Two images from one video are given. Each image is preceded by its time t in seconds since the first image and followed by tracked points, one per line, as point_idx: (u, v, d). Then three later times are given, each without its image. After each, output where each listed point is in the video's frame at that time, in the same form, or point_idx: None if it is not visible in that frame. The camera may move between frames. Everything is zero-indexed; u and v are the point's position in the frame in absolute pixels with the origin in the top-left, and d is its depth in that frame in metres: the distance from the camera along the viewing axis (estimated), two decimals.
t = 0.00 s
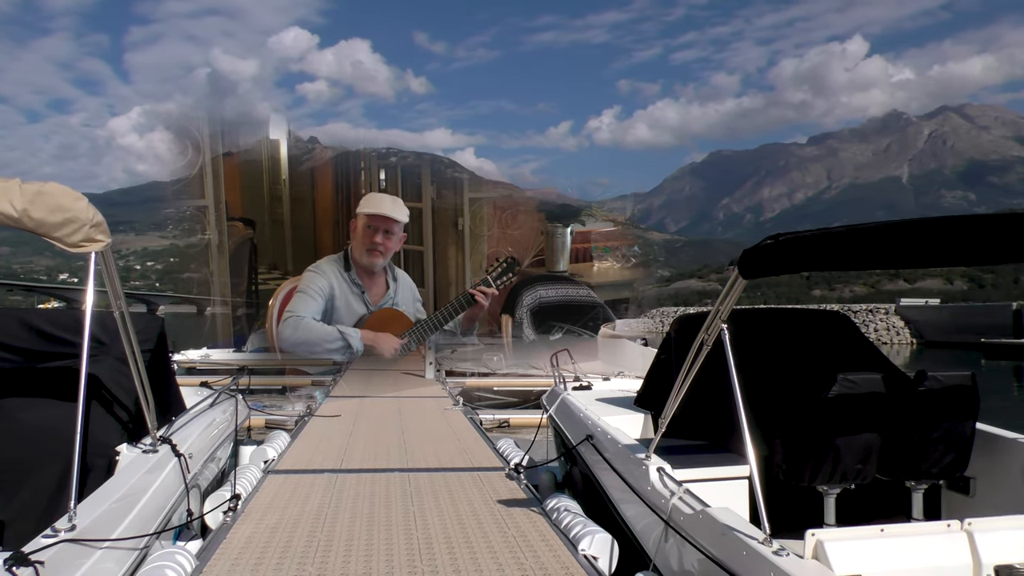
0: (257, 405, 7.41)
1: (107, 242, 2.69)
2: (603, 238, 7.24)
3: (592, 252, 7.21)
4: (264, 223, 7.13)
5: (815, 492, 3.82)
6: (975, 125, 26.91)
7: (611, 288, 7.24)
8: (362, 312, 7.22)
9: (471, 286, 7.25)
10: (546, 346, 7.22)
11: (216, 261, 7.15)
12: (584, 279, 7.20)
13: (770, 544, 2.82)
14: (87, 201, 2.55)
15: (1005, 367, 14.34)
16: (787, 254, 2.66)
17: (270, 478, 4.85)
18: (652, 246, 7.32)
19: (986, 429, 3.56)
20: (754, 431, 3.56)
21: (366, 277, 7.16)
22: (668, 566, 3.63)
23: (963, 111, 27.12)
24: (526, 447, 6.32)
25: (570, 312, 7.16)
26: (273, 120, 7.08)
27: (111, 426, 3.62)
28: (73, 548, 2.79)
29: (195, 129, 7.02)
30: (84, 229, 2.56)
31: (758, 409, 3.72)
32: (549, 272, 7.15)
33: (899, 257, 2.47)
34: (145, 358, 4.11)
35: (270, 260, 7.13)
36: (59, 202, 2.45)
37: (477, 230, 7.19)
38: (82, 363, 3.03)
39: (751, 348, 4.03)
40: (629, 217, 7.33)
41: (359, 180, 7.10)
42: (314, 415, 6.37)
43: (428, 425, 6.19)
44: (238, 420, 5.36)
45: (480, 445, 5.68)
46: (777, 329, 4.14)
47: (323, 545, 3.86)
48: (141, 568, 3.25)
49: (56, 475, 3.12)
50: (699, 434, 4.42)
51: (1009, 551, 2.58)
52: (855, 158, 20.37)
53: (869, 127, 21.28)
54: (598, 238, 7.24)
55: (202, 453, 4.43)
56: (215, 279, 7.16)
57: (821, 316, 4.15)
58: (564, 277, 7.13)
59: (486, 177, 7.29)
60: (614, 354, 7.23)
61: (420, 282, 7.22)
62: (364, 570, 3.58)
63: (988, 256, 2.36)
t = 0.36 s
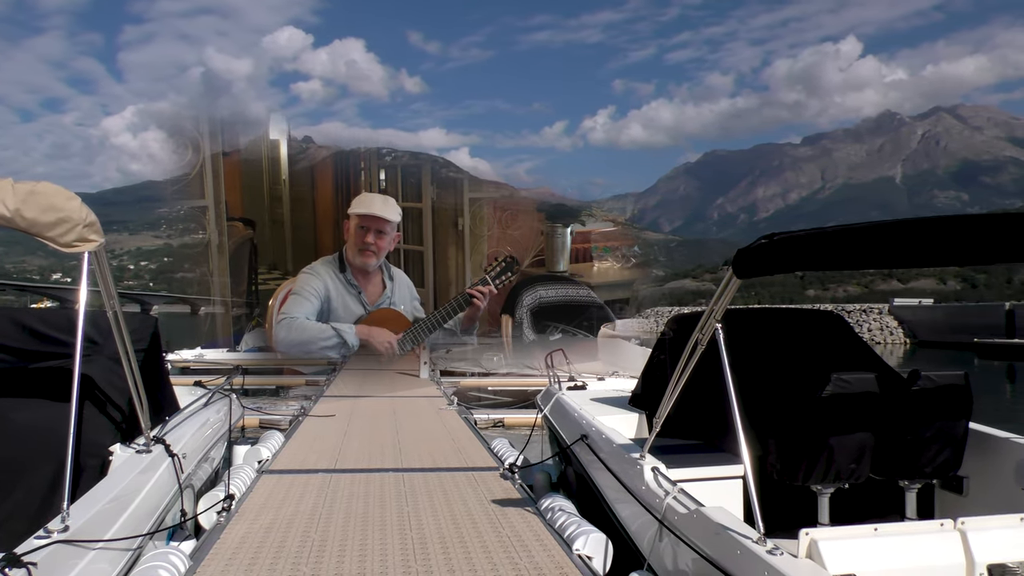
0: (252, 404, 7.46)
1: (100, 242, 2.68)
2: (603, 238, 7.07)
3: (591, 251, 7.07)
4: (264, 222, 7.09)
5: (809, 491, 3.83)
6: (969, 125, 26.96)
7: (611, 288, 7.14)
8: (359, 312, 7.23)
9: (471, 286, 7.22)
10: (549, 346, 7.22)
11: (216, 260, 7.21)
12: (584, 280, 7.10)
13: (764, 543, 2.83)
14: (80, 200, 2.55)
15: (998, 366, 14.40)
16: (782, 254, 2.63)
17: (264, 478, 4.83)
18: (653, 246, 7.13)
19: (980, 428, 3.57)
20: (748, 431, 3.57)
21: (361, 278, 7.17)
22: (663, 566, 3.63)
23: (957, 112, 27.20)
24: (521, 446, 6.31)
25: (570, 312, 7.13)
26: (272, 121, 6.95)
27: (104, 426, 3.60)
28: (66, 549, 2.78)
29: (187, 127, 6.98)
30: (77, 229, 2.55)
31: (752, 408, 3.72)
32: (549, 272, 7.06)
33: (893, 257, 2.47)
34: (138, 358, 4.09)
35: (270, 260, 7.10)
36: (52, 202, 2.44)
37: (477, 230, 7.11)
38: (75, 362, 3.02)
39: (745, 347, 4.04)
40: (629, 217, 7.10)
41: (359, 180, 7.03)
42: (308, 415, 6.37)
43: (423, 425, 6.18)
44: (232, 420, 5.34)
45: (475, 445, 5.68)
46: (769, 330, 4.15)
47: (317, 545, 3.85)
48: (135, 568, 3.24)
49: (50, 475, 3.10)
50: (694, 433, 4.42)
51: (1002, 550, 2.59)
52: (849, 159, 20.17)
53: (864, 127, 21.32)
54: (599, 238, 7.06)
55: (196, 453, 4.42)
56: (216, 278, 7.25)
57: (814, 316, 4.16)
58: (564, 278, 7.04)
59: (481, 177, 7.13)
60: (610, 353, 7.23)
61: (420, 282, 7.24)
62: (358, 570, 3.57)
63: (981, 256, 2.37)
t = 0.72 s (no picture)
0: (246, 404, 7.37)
1: (93, 241, 2.67)
2: (603, 238, 7.21)
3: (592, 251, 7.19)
4: (264, 219, 7.05)
5: (802, 490, 3.84)
6: (957, 125, 26.98)
7: (611, 288, 7.25)
8: (359, 312, 7.11)
9: (471, 286, 7.17)
10: (548, 345, 7.22)
11: (216, 261, 7.10)
12: (584, 279, 7.20)
13: (758, 542, 2.84)
14: (72, 199, 2.54)
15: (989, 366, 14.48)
16: (776, 254, 2.63)
17: (257, 478, 4.81)
18: (653, 246, 7.32)
19: (972, 428, 3.57)
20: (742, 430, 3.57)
21: (361, 279, 7.06)
22: (657, 565, 3.63)
23: (949, 112, 27.37)
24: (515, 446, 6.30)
25: (569, 312, 7.17)
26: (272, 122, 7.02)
27: (96, 426, 3.59)
28: (58, 549, 2.77)
29: (182, 127, 6.99)
30: (69, 228, 2.53)
31: (745, 407, 3.72)
32: (549, 272, 7.10)
33: (887, 257, 2.48)
34: (131, 357, 4.08)
35: (270, 260, 7.04)
36: (44, 201, 2.43)
37: (477, 230, 7.13)
38: (68, 362, 3.00)
39: (739, 347, 4.04)
40: (629, 218, 7.29)
41: (359, 179, 7.04)
42: (301, 415, 6.35)
43: (417, 424, 6.18)
44: (225, 420, 5.33)
45: (469, 445, 5.68)
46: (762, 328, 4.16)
47: (310, 545, 3.84)
48: (128, 568, 3.23)
49: (42, 475, 3.09)
50: (688, 433, 4.43)
51: (995, 549, 2.59)
52: (844, 159, 20.48)
53: (857, 127, 21.41)
54: (599, 238, 7.19)
55: (189, 453, 4.41)
56: (215, 278, 7.12)
57: (806, 314, 4.19)
58: (564, 277, 7.10)
59: (478, 178, 7.16)
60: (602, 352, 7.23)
61: (420, 282, 7.12)
62: (352, 570, 3.56)
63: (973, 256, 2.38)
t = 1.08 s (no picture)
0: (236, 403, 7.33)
1: (83, 240, 2.66)
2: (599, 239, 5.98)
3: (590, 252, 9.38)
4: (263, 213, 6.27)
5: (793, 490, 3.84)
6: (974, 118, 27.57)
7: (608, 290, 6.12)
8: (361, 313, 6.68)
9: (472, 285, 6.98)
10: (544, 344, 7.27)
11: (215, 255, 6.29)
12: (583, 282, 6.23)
13: (749, 541, 2.84)
14: (63, 198, 2.53)
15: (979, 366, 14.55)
16: (767, 254, 2.64)
17: (248, 478, 4.79)
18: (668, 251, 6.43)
19: (961, 428, 3.59)
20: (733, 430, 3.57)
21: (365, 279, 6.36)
22: (648, 564, 3.63)
23: (940, 113, 27.56)
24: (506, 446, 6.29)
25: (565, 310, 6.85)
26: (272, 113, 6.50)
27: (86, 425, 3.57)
28: (47, 549, 2.76)
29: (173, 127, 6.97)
30: (59, 226, 2.52)
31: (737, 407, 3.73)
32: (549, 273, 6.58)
33: (878, 258, 2.48)
34: (122, 357, 4.04)
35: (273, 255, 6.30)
36: (33, 199, 2.42)
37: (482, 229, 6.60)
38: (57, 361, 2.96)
39: (731, 347, 4.05)
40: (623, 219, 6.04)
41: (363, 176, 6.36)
42: (292, 414, 6.33)
43: (409, 424, 6.16)
44: (216, 420, 5.31)
45: (461, 445, 5.67)
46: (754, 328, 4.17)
47: (301, 545, 3.84)
48: (117, 569, 3.21)
49: (31, 474, 3.08)
50: (680, 432, 4.43)
51: (984, 547, 2.60)
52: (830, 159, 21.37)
53: (848, 128, 21.50)
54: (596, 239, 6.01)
55: (179, 453, 4.38)
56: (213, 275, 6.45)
57: (797, 314, 4.20)
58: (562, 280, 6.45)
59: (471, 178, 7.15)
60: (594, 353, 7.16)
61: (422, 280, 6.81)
62: (343, 570, 3.55)
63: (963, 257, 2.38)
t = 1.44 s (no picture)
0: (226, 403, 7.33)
1: (72, 239, 2.65)
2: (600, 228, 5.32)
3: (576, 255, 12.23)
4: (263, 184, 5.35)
5: (784, 489, 3.85)
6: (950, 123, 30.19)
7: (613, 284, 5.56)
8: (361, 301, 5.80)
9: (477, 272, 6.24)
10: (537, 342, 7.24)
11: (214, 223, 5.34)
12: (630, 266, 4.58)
13: (739, 541, 2.85)
14: (51, 196, 2.52)
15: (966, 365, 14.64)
16: (758, 253, 2.61)
17: (238, 479, 4.78)
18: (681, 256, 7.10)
19: (950, 426, 3.61)
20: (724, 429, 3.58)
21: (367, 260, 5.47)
22: (640, 563, 3.64)
23: (929, 115, 27.80)
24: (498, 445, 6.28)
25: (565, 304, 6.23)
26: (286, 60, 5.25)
27: (76, 425, 3.55)
28: (36, 550, 2.74)
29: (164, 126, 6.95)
30: (48, 225, 2.51)
31: (728, 406, 3.73)
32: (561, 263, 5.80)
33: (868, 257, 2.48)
34: (111, 357, 4.02)
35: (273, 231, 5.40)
36: (22, 198, 2.41)
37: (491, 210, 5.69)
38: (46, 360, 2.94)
39: (722, 345, 4.05)
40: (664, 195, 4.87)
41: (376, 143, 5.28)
42: (283, 414, 6.31)
43: (401, 424, 6.15)
44: (206, 420, 5.29)
45: (453, 445, 5.66)
46: (745, 327, 4.18)
47: (291, 545, 3.83)
48: (107, 569, 3.19)
49: (19, 475, 3.07)
50: (671, 432, 4.44)
51: (973, 546, 2.61)
52: (822, 160, 23.01)
53: (838, 129, 21.62)
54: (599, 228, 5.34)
55: (170, 452, 4.37)
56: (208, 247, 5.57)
57: (788, 314, 4.21)
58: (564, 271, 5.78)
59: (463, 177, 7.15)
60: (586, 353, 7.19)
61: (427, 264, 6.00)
62: (334, 570, 3.55)
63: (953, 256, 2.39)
